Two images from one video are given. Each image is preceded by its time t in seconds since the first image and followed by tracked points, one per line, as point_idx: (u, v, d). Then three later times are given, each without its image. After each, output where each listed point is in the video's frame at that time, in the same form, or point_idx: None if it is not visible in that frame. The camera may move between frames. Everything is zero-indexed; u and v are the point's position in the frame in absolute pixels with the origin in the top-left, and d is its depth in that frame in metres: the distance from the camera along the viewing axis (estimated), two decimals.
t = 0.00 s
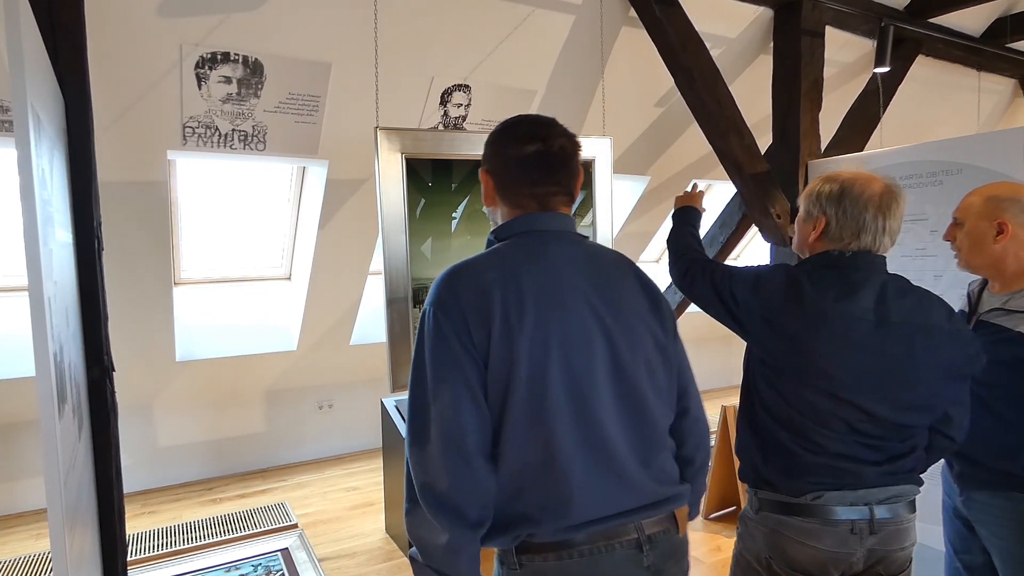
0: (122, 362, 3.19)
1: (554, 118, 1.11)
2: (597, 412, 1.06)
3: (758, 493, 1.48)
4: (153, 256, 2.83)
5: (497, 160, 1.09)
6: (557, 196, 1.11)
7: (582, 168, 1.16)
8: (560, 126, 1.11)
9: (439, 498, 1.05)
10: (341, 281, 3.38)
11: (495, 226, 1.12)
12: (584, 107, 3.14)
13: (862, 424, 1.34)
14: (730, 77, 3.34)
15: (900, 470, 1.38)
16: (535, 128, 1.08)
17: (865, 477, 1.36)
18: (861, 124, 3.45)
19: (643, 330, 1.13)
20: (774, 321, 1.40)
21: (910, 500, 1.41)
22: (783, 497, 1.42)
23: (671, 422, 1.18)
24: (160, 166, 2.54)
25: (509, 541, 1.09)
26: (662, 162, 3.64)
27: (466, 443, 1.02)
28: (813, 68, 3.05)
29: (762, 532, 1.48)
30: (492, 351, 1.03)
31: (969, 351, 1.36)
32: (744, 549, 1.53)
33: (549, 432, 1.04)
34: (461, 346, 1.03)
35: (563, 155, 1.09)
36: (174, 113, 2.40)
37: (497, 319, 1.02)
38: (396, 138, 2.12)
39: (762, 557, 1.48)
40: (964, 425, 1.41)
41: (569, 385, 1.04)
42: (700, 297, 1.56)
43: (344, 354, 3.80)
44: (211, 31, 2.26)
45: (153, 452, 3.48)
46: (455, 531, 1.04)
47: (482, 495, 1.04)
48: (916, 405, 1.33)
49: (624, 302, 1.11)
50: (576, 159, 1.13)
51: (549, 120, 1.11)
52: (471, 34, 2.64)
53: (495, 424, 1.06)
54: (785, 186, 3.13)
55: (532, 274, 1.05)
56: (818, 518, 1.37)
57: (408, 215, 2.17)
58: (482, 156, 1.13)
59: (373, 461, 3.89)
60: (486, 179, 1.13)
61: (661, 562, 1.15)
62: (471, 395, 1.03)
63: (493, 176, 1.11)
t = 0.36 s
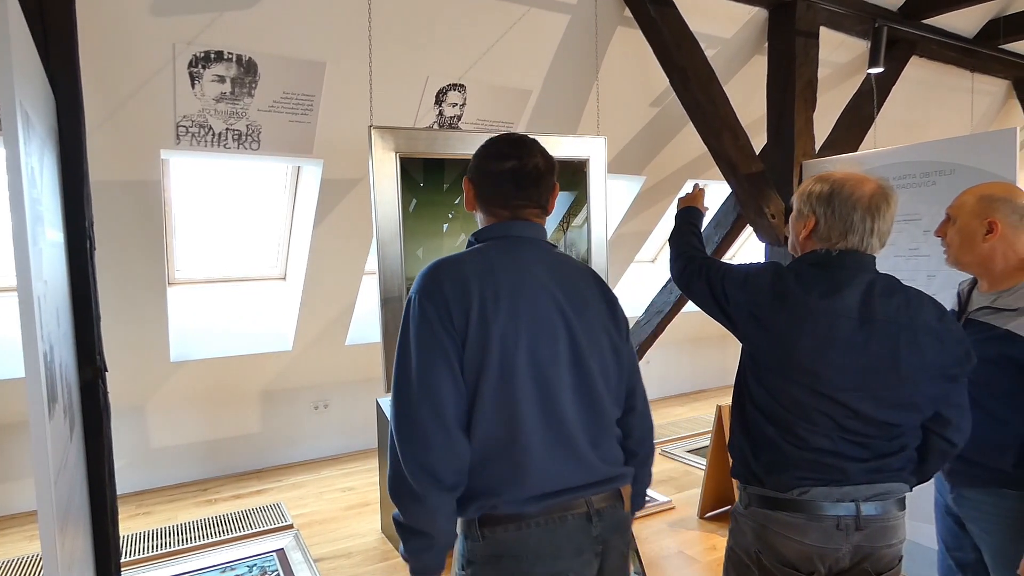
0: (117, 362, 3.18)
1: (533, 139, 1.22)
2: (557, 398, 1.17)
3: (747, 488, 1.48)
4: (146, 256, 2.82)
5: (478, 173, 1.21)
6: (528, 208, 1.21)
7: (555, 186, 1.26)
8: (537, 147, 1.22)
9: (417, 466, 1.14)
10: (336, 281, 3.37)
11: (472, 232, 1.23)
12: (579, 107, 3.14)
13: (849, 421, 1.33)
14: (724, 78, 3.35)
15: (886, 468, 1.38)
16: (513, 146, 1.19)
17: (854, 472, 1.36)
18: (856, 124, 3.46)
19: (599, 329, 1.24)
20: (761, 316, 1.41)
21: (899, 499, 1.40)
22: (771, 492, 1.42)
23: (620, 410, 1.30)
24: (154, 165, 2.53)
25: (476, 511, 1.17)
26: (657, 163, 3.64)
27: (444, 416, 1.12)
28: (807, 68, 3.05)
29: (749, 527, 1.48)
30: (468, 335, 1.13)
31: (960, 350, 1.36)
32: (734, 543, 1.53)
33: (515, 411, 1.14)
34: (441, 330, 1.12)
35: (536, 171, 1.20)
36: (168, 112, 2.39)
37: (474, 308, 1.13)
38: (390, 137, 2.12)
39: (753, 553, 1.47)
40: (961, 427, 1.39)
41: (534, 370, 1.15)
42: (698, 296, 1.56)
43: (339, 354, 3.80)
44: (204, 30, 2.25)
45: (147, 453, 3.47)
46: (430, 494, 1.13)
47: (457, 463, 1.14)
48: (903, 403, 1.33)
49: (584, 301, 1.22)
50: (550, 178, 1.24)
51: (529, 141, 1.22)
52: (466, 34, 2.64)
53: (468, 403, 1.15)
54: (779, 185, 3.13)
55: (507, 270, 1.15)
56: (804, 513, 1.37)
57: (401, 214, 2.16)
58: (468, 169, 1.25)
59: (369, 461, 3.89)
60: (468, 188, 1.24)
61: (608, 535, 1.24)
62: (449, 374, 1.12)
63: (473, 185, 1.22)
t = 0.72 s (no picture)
0: (110, 362, 3.16)
1: (521, 142, 1.26)
2: (522, 378, 1.21)
3: (741, 486, 1.48)
4: (140, 255, 2.81)
5: (468, 172, 1.26)
6: (511, 209, 1.28)
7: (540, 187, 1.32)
8: (525, 151, 1.27)
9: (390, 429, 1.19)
10: (330, 280, 3.36)
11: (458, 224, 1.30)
12: (574, 106, 3.14)
13: (843, 421, 1.34)
14: (719, 77, 3.36)
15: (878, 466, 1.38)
16: (501, 152, 1.23)
17: (846, 471, 1.36)
18: (850, 124, 3.46)
19: (568, 318, 1.29)
20: (753, 317, 1.40)
21: (890, 497, 1.41)
22: (764, 491, 1.42)
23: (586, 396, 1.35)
24: (146, 164, 2.52)
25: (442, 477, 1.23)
26: (652, 162, 3.65)
27: (417, 385, 1.18)
28: (802, 67, 3.06)
29: (741, 524, 1.48)
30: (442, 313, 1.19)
31: (951, 349, 1.37)
32: (728, 540, 1.53)
33: (480, 387, 1.19)
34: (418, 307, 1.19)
35: (521, 177, 1.26)
36: (161, 111, 2.38)
37: (449, 288, 1.19)
38: (384, 136, 2.11)
39: (746, 550, 1.47)
40: (949, 426, 1.40)
41: (502, 350, 1.20)
42: (690, 303, 1.54)
43: (334, 354, 3.79)
44: (197, 28, 2.24)
45: (141, 453, 3.45)
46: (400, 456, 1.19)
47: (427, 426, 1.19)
48: (896, 402, 1.34)
49: (555, 292, 1.27)
50: (534, 181, 1.29)
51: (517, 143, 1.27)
52: (461, 32, 2.63)
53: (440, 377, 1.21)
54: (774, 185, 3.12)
55: (483, 256, 1.22)
56: (797, 511, 1.37)
57: (395, 214, 2.15)
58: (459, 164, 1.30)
59: (363, 461, 3.88)
60: (458, 183, 1.30)
61: (566, 503, 1.27)
62: (423, 348, 1.19)
63: (463, 182, 1.28)
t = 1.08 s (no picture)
0: (103, 362, 3.15)
1: (501, 142, 1.27)
2: (481, 380, 1.22)
3: (733, 485, 1.48)
4: (132, 255, 2.79)
5: (446, 171, 1.26)
6: (489, 209, 1.28)
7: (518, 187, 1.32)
8: (504, 151, 1.27)
9: (353, 429, 1.22)
10: (324, 279, 3.35)
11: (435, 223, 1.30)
12: (569, 105, 3.14)
13: (836, 420, 1.34)
14: (714, 77, 3.36)
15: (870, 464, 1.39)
16: (480, 151, 1.24)
17: (839, 469, 1.36)
18: (844, 123, 3.47)
19: (535, 318, 1.28)
20: (747, 316, 1.40)
21: (883, 494, 1.41)
22: (757, 489, 1.42)
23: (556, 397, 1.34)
24: (139, 163, 2.51)
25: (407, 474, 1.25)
26: (647, 161, 3.65)
27: (377, 388, 1.21)
28: (796, 67, 3.06)
29: (735, 523, 1.48)
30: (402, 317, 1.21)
31: (941, 348, 1.37)
32: (721, 538, 1.53)
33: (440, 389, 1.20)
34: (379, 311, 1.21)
35: (499, 177, 1.26)
36: (154, 109, 2.36)
37: (409, 293, 1.20)
38: (378, 135, 2.11)
39: (739, 549, 1.47)
40: (940, 422, 1.41)
41: (461, 354, 1.21)
42: (681, 305, 1.55)
43: (328, 353, 3.78)
44: (190, 26, 2.23)
45: (134, 453, 3.44)
46: (362, 455, 1.22)
47: (389, 426, 1.22)
48: (888, 400, 1.34)
49: (521, 294, 1.26)
50: (512, 181, 1.30)
51: (496, 143, 1.27)
52: (456, 31, 2.62)
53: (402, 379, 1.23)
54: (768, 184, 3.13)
55: (447, 260, 1.22)
56: (790, 510, 1.37)
57: (391, 212, 2.13)
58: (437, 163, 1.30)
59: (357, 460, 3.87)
60: (435, 181, 1.29)
61: (526, 500, 1.27)
62: (384, 352, 1.21)
63: (441, 181, 1.28)
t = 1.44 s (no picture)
0: (96, 362, 3.13)
1: (471, 137, 1.26)
2: (450, 382, 1.21)
3: (727, 484, 1.48)
4: (124, 254, 2.77)
5: (419, 167, 1.26)
6: (461, 205, 1.28)
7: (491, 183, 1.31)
8: (475, 147, 1.26)
9: (322, 431, 1.22)
10: (318, 278, 3.34)
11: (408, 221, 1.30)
12: (564, 105, 3.14)
13: (830, 419, 1.35)
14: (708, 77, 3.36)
15: (864, 463, 1.39)
16: (450, 147, 1.23)
17: (832, 468, 1.36)
18: (837, 123, 3.48)
19: (508, 318, 1.27)
20: (738, 316, 1.40)
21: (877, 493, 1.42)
22: (751, 488, 1.42)
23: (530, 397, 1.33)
24: (131, 162, 2.49)
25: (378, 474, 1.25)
26: (641, 160, 3.65)
27: (346, 389, 1.20)
28: (790, 67, 3.06)
29: (729, 522, 1.48)
30: (371, 319, 1.20)
31: (933, 346, 1.37)
32: (714, 537, 1.53)
33: (409, 391, 1.20)
34: (347, 314, 1.20)
35: (469, 173, 1.25)
36: (146, 108, 2.35)
37: (378, 295, 1.19)
38: (372, 134, 2.10)
39: (734, 547, 1.47)
40: (934, 421, 1.41)
41: (429, 356, 1.20)
42: (673, 313, 1.55)
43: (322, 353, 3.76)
44: (183, 25, 2.22)
45: (127, 454, 3.42)
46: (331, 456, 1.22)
47: (357, 428, 1.22)
48: (881, 398, 1.34)
49: (492, 295, 1.25)
50: (485, 177, 1.29)
51: (468, 138, 1.26)
52: (450, 30, 2.62)
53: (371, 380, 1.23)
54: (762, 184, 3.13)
55: (417, 261, 1.21)
56: (784, 509, 1.38)
57: (384, 211, 2.13)
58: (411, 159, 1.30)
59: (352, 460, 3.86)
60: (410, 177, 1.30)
61: (501, 500, 1.27)
62: (352, 353, 1.20)
63: (414, 178, 1.28)
